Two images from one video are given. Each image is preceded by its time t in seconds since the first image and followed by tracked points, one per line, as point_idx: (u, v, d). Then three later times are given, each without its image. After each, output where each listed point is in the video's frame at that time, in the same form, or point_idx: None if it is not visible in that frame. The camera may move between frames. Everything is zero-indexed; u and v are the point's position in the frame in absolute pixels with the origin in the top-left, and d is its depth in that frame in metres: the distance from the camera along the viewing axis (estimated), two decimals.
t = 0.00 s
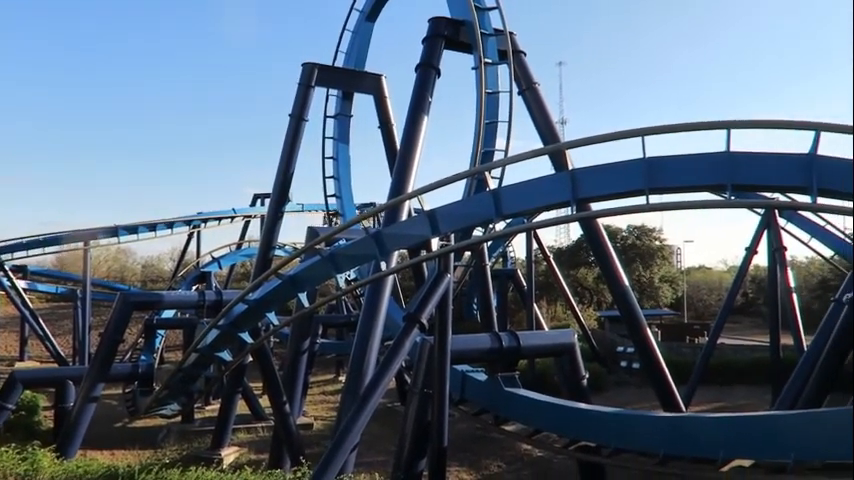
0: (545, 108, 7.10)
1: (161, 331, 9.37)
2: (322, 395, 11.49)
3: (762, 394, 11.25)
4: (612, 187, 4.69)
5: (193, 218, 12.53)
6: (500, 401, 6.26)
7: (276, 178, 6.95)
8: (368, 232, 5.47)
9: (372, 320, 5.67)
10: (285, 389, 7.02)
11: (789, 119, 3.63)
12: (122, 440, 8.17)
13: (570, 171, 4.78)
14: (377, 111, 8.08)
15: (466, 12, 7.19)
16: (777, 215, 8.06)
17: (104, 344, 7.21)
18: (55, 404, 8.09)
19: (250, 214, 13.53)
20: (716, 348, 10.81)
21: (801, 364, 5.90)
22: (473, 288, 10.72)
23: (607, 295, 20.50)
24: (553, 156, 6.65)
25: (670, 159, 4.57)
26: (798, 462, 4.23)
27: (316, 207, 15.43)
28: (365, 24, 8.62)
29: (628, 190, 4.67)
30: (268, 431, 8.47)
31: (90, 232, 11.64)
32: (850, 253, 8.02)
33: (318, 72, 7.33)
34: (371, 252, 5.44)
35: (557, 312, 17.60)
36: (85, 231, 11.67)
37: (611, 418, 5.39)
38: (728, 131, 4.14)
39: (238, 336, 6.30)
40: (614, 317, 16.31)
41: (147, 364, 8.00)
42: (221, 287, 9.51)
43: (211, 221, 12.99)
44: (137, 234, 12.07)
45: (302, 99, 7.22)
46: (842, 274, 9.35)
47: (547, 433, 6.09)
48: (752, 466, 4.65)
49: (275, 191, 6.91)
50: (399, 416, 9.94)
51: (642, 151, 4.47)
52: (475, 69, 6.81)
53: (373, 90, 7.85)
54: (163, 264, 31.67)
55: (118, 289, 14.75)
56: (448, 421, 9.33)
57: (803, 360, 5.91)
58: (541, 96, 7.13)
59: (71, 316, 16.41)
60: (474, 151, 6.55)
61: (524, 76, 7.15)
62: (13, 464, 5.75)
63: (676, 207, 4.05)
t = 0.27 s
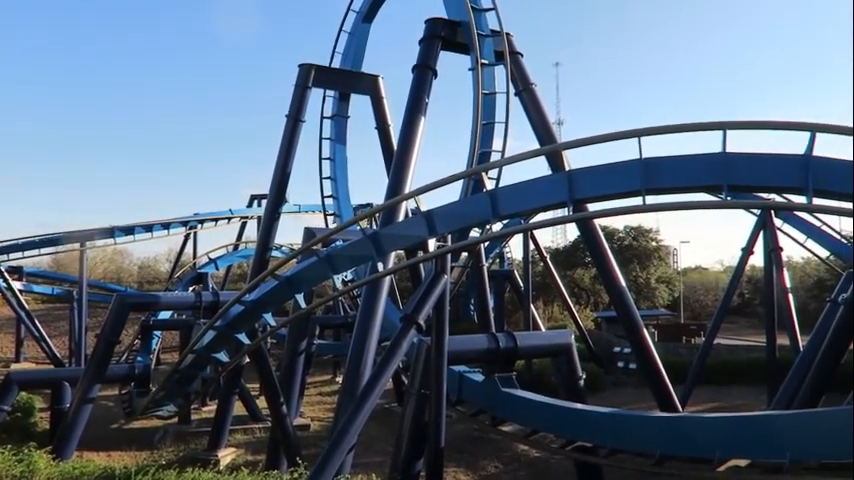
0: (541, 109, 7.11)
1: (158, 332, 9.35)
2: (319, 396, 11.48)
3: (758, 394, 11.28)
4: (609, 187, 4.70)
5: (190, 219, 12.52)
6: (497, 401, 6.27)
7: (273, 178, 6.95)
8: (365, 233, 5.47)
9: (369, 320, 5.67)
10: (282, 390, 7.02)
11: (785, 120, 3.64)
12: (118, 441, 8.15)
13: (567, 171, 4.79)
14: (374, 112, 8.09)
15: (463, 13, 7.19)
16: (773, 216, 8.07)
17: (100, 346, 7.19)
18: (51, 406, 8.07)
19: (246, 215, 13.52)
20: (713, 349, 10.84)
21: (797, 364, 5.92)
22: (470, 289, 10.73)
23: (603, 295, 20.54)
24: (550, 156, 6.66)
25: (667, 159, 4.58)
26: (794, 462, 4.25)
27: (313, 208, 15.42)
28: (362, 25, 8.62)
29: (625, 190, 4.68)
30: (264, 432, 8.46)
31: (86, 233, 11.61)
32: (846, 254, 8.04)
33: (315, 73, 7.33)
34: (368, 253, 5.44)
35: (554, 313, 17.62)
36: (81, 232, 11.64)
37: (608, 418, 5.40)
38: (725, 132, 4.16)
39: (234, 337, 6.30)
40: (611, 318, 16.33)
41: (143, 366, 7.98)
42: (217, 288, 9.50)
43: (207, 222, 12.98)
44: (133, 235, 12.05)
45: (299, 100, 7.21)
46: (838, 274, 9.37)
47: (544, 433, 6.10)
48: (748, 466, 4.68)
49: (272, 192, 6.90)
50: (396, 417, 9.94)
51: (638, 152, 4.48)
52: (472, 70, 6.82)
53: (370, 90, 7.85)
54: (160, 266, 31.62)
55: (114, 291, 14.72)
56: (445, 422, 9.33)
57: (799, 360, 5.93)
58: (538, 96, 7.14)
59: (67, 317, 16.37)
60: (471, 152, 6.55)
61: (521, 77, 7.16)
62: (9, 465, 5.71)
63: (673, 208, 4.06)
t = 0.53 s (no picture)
0: (539, 109, 7.11)
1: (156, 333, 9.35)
2: (318, 397, 11.48)
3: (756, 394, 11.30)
4: (607, 188, 4.70)
5: (188, 220, 12.51)
6: (496, 402, 6.27)
7: (271, 179, 6.94)
8: (364, 234, 5.47)
9: (368, 321, 5.67)
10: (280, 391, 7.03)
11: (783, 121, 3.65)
12: (116, 443, 8.14)
13: (565, 172, 4.79)
14: (372, 112, 8.09)
15: (461, 14, 7.19)
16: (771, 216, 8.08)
17: (98, 347, 7.18)
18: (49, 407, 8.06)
19: (245, 216, 13.51)
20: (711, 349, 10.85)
21: (795, 364, 5.92)
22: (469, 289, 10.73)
23: (602, 296, 20.56)
24: (548, 157, 6.66)
25: (665, 160, 4.59)
26: (792, 462, 4.26)
27: (312, 209, 15.42)
28: (360, 26, 8.62)
29: (623, 191, 4.69)
30: (263, 433, 8.46)
31: (84, 234, 11.60)
32: (845, 254, 8.04)
33: (313, 73, 7.33)
34: (366, 254, 5.44)
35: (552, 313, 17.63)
36: (79, 233, 11.63)
37: (606, 419, 5.41)
38: (722, 132, 4.16)
39: (233, 338, 6.30)
40: (609, 318, 16.36)
41: (142, 367, 7.97)
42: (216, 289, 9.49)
43: (206, 223, 12.97)
44: (132, 236, 12.05)
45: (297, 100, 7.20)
46: (836, 274, 9.37)
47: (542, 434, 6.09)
48: (746, 466, 4.61)
49: (270, 193, 6.90)
50: (395, 417, 9.95)
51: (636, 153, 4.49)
52: (470, 71, 6.82)
53: (368, 91, 7.85)
54: (158, 267, 31.60)
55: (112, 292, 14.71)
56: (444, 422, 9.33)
57: (797, 360, 5.94)
58: (536, 97, 7.14)
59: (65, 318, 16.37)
60: (469, 153, 6.55)
61: (519, 78, 7.16)
62: (8, 467, 5.70)
63: (671, 208, 4.06)
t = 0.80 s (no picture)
0: (537, 110, 7.12)
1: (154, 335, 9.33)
2: (316, 398, 11.48)
3: (754, 395, 11.31)
4: (604, 189, 4.71)
5: (186, 222, 12.50)
6: (493, 403, 6.27)
7: (269, 181, 6.94)
8: (361, 235, 5.46)
9: (366, 323, 5.67)
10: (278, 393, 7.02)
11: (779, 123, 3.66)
12: (114, 445, 8.12)
13: (562, 173, 4.80)
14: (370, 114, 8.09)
15: (459, 15, 7.20)
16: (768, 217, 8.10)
17: (96, 349, 7.15)
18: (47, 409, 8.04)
19: (243, 217, 13.51)
20: (708, 350, 10.87)
21: (792, 365, 5.93)
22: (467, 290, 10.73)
23: (600, 297, 20.56)
24: (546, 158, 6.67)
25: (662, 162, 4.60)
26: (790, 462, 4.26)
27: (310, 210, 15.42)
28: (358, 28, 8.63)
29: (620, 193, 4.69)
30: (261, 435, 8.45)
31: (82, 235, 11.59)
32: (841, 255, 8.06)
33: (311, 75, 7.33)
34: (364, 255, 5.43)
35: (550, 314, 17.63)
36: (77, 235, 11.62)
37: (603, 420, 5.41)
38: (719, 134, 4.18)
39: (230, 339, 6.29)
40: (607, 319, 16.38)
41: (139, 369, 7.95)
42: (213, 290, 9.49)
43: (203, 225, 12.96)
44: (129, 238, 12.04)
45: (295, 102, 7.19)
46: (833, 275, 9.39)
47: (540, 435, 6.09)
48: (743, 466, 4.65)
49: (268, 194, 6.89)
50: (393, 419, 9.95)
51: (634, 154, 4.50)
52: (468, 72, 6.83)
53: (366, 93, 7.86)
54: (156, 268, 31.57)
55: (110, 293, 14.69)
56: (442, 424, 9.33)
57: (794, 361, 5.95)
58: (534, 98, 7.15)
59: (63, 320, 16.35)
60: (467, 154, 6.56)
61: (516, 79, 7.17)
62: (5, 469, 5.68)
63: (668, 210, 4.07)
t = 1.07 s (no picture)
0: (536, 110, 7.12)
1: (153, 335, 9.33)
2: (315, 398, 11.47)
3: (753, 395, 11.32)
4: (603, 189, 4.71)
5: (184, 222, 12.49)
6: (493, 403, 6.27)
7: (268, 181, 6.94)
8: (361, 235, 5.47)
9: (365, 322, 5.67)
10: (277, 392, 7.03)
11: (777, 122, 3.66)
12: (113, 445, 8.12)
13: (561, 173, 4.80)
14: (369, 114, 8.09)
15: (457, 15, 7.21)
16: (766, 217, 8.10)
17: (95, 349, 7.14)
18: (45, 410, 8.04)
19: (242, 218, 13.50)
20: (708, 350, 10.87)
21: (791, 365, 5.93)
22: (466, 290, 10.73)
23: (599, 297, 20.57)
24: (545, 158, 6.67)
25: (660, 161, 4.60)
26: (788, 462, 4.30)
27: (309, 210, 15.42)
28: (357, 28, 8.63)
29: (619, 193, 4.70)
30: (260, 435, 8.45)
31: (81, 235, 11.58)
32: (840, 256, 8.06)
33: (310, 75, 7.33)
34: (363, 255, 5.44)
35: (549, 314, 17.64)
36: (76, 235, 11.61)
37: (602, 420, 5.42)
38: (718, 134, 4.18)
39: (229, 339, 6.29)
40: (606, 319, 16.39)
41: (138, 369, 7.95)
42: (212, 290, 9.49)
43: (202, 225, 12.95)
44: (128, 238, 12.03)
45: (294, 102, 7.19)
46: (831, 275, 9.39)
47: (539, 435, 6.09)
48: (743, 466, 4.57)
49: (267, 195, 6.90)
50: (392, 419, 9.95)
51: (632, 154, 4.50)
52: (467, 72, 6.83)
53: (365, 92, 7.86)
54: (155, 269, 31.58)
55: (108, 293, 14.68)
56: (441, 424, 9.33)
57: (792, 361, 5.95)
58: (532, 98, 7.16)
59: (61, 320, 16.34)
60: (466, 154, 6.56)
61: (515, 79, 7.18)
62: (4, 470, 5.68)
63: (667, 209, 4.07)
